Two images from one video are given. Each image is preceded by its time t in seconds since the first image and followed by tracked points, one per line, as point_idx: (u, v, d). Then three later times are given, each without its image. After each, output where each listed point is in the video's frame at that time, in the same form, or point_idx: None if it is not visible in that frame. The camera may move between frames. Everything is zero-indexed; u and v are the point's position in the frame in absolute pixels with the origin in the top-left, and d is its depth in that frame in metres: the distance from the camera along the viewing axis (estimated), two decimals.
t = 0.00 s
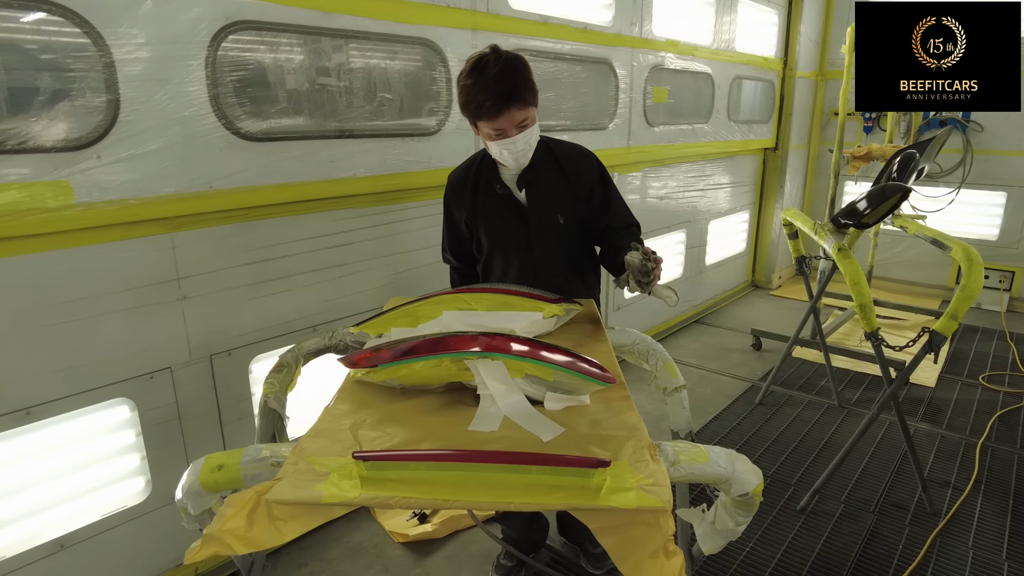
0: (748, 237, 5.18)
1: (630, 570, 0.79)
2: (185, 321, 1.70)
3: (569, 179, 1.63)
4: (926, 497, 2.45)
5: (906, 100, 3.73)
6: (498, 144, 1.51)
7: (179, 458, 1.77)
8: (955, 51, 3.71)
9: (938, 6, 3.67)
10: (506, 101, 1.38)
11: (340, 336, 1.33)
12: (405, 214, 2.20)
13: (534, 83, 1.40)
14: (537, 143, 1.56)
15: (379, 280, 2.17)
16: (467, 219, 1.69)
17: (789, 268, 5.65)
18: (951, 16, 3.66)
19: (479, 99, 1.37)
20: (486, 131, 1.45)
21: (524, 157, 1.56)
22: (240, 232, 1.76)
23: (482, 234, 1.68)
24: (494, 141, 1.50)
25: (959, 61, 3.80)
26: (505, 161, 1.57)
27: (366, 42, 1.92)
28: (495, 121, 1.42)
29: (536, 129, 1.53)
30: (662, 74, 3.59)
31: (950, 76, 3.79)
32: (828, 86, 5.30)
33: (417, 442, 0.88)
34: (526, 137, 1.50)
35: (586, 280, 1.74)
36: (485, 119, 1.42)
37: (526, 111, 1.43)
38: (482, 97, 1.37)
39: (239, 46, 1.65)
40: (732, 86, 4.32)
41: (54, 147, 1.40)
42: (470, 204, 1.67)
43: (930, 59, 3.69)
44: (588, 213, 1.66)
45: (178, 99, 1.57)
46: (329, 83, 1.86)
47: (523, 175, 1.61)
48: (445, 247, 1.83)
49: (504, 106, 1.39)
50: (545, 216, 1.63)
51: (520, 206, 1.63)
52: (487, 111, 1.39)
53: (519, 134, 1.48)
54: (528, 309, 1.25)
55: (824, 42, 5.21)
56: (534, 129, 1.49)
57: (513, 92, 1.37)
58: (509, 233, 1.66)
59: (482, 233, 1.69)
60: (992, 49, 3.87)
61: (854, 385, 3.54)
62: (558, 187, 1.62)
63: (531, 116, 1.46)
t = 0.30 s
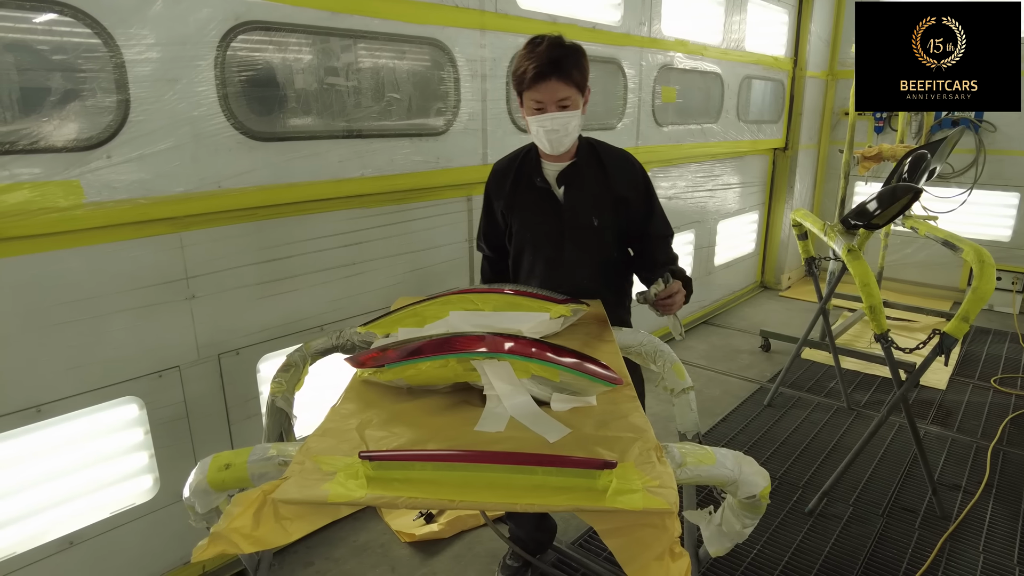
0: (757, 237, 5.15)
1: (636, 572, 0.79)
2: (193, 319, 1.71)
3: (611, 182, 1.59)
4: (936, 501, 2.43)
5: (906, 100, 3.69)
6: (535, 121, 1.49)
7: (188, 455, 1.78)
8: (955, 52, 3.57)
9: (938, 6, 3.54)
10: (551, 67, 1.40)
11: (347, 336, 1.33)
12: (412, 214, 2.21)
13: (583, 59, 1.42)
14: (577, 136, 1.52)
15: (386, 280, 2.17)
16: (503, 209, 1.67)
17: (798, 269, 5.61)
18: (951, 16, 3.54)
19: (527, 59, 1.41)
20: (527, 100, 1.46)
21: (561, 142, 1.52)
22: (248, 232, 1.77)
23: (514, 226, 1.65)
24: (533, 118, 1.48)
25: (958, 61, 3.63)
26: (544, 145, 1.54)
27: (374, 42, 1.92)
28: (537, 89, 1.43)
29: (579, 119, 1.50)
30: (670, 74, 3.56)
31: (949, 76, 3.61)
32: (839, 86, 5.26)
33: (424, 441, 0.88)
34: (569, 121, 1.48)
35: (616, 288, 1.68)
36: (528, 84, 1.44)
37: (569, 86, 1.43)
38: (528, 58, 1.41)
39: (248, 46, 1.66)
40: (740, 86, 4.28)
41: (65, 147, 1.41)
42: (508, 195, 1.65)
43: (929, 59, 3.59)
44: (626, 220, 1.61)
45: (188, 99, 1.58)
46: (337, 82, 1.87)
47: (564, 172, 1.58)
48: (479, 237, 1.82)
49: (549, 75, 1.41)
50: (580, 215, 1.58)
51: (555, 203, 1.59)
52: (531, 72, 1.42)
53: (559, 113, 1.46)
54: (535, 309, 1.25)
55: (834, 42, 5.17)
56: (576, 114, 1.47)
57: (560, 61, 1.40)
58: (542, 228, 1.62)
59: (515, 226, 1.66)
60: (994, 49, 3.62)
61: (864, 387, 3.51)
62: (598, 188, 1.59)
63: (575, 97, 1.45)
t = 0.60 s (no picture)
0: (763, 237, 5.13)
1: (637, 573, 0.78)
2: (198, 318, 1.71)
3: (678, 189, 1.64)
4: (942, 503, 2.41)
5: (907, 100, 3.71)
6: (606, 123, 1.59)
7: (192, 454, 1.78)
8: (955, 52, 3.62)
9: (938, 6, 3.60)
10: (628, 75, 1.49)
11: (350, 336, 1.32)
12: (418, 214, 2.21)
13: (661, 71, 1.49)
14: (645, 143, 1.59)
15: (391, 279, 2.18)
16: (567, 199, 1.73)
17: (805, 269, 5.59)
18: (951, 16, 3.59)
19: (608, 65, 1.52)
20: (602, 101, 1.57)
21: (626, 147, 1.60)
22: (254, 232, 1.78)
23: (576, 215, 1.72)
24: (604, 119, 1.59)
25: (958, 61, 3.66)
26: (611, 146, 1.63)
27: (379, 41, 1.93)
28: (612, 93, 1.53)
29: (650, 129, 1.58)
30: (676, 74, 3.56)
31: (950, 76, 3.62)
32: (845, 86, 5.24)
33: (425, 441, 0.88)
34: (636, 130, 1.56)
35: (663, 292, 1.73)
36: (605, 88, 1.54)
37: (643, 96, 1.51)
38: (609, 65, 1.51)
39: (253, 46, 1.67)
40: (746, 86, 4.26)
41: (70, 146, 1.41)
42: (575, 185, 1.72)
43: (930, 59, 3.61)
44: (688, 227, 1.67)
45: (192, 99, 1.58)
46: (342, 82, 1.87)
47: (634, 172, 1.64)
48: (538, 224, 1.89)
49: (622, 85, 1.51)
50: (642, 216, 1.64)
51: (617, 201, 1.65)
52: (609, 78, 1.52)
53: (629, 119, 1.54)
54: (538, 309, 1.25)
55: (841, 42, 5.17)
56: (646, 122, 1.54)
57: (638, 70, 1.48)
58: (601, 223, 1.67)
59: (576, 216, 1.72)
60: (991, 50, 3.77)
61: (870, 388, 3.49)
62: (665, 192, 1.64)
63: (648, 107, 1.53)
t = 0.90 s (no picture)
0: (767, 237, 5.13)
1: None
2: (204, 319, 1.72)
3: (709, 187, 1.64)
4: (947, 505, 2.40)
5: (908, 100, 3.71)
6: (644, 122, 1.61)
7: (197, 455, 1.79)
8: (955, 52, 3.58)
9: (937, 6, 3.52)
10: (664, 79, 1.50)
11: (356, 336, 1.29)
12: (423, 214, 2.21)
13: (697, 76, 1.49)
14: (681, 143, 1.61)
15: (396, 279, 2.18)
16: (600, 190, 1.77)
17: (808, 270, 5.59)
18: (951, 16, 3.50)
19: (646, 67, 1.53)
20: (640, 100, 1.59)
21: (663, 146, 1.63)
22: (260, 232, 1.78)
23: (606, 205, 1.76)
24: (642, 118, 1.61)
25: (958, 61, 3.64)
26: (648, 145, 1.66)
27: (384, 42, 1.93)
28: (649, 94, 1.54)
29: (685, 130, 1.58)
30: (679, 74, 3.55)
31: (949, 76, 3.64)
32: (849, 86, 5.24)
33: (433, 442, 0.88)
34: (670, 131, 1.58)
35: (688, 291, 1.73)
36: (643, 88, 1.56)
37: (678, 99, 1.51)
38: (647, 66, 1.52)
39: (259, 46, 1.67)
40: (750, 86, 4.25)
41: (78, 147, 1.42)
42: (609, 176, 1.75)
43: (930, 59, 3.60)
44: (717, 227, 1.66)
45: (199, 100, 1.58)
46: (347, 83, 1.87)
47: (664, 168, 1.66)
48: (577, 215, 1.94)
49: (659, 86, 1.51)
50: (668, 212, 1.66)
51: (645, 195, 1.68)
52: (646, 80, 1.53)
53: (664, 120, 1.56)
54: (544, 310, 1.26)
55: (844, 42, 5.16)
56: (681, 124, 1.55)
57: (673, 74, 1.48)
58: (629, 216, 1.70)
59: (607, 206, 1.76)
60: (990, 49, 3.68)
61: (874, 389, 3.48)
62: (695, 190, 1.65)
63: (683, 111, 1.53)
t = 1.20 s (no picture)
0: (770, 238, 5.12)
1: None
2: (210, 319, 1.71)
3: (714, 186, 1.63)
4: (954, 506, 2.39)
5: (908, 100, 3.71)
6: (650, 102, 1.61)
7: (203, 456, 1.78)
8: (954, 52, 3.59)
9: (937, 6, 3.53)
10: (665, 47, 1.59)
11: (365, 337, 1.29)
12: (428, 214, 2.20)
13: (694, 45, 1.60)
14: (691, 116, 1.60)
15: (401, 280, 2.17)
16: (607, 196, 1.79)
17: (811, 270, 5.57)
18: (951, 15, 3.52)
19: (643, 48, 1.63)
20: (643, 84, 1.63)
21: (674, 122, 1.60)
22: (265, 233, 1.77)
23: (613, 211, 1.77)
24: (647, 101, 1.62)
25: (958, 61, 3.64)
26: (657, 125, 1.62)
27: (391, 41, 1.92)
28: (652, 68, 1.60)
29: (692, 101, 1.60)
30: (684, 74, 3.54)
31: (950, 75, 3.63)
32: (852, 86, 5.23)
33: (446, 444, 0.87)
34: (682, 98, 1.58)
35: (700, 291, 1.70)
36: (644, 68, 1.62)
37: (682, 64, 1.59)
38: (645, 48, 1.63)
39: (266, 46, 1.66)
40: (754, 86, 4.24)
41: (85, 147, 1.41)
42: (614, 182, 1.77)
43: (929, 59, 3.60)
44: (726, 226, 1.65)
45: (206, 99, 1.58)
46: (353, 83, 1.87)
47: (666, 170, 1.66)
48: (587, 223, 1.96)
49: (662, 55, 1.59)
50: (674, 213, 1.66)
51: (649, 197, 1.68)
52: (647, 56, 1.61)
53: (672, 87, 1.59)
54: (555, 311, 1.25)
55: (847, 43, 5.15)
56: (690, 90, 1.58)
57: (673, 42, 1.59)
58: (634, 219, 1.71)
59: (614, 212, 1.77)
60: (990, 49, 3.69)
61: (879, 390, 3.47)
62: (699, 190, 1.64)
63: (687, 75, 1.59)
